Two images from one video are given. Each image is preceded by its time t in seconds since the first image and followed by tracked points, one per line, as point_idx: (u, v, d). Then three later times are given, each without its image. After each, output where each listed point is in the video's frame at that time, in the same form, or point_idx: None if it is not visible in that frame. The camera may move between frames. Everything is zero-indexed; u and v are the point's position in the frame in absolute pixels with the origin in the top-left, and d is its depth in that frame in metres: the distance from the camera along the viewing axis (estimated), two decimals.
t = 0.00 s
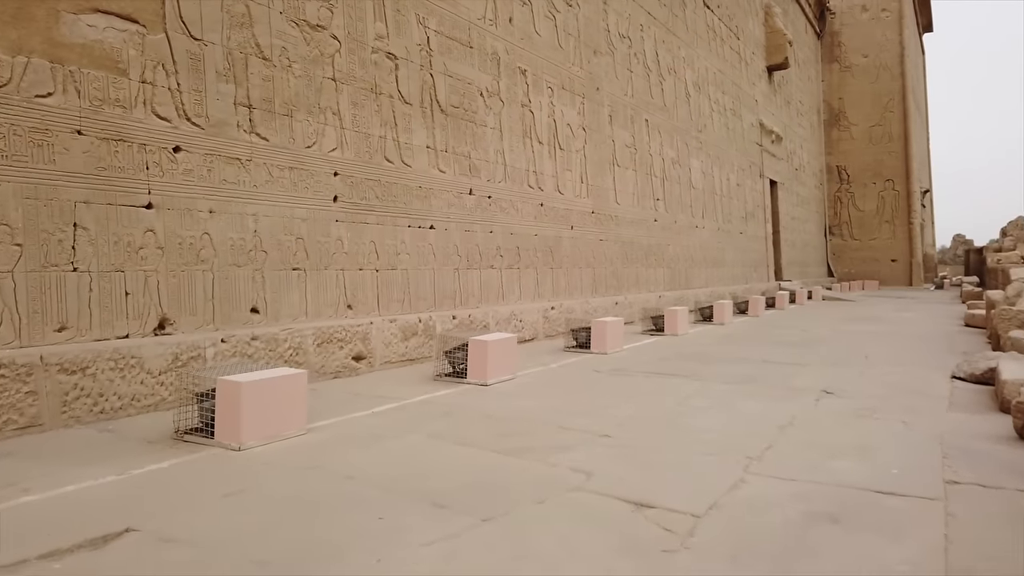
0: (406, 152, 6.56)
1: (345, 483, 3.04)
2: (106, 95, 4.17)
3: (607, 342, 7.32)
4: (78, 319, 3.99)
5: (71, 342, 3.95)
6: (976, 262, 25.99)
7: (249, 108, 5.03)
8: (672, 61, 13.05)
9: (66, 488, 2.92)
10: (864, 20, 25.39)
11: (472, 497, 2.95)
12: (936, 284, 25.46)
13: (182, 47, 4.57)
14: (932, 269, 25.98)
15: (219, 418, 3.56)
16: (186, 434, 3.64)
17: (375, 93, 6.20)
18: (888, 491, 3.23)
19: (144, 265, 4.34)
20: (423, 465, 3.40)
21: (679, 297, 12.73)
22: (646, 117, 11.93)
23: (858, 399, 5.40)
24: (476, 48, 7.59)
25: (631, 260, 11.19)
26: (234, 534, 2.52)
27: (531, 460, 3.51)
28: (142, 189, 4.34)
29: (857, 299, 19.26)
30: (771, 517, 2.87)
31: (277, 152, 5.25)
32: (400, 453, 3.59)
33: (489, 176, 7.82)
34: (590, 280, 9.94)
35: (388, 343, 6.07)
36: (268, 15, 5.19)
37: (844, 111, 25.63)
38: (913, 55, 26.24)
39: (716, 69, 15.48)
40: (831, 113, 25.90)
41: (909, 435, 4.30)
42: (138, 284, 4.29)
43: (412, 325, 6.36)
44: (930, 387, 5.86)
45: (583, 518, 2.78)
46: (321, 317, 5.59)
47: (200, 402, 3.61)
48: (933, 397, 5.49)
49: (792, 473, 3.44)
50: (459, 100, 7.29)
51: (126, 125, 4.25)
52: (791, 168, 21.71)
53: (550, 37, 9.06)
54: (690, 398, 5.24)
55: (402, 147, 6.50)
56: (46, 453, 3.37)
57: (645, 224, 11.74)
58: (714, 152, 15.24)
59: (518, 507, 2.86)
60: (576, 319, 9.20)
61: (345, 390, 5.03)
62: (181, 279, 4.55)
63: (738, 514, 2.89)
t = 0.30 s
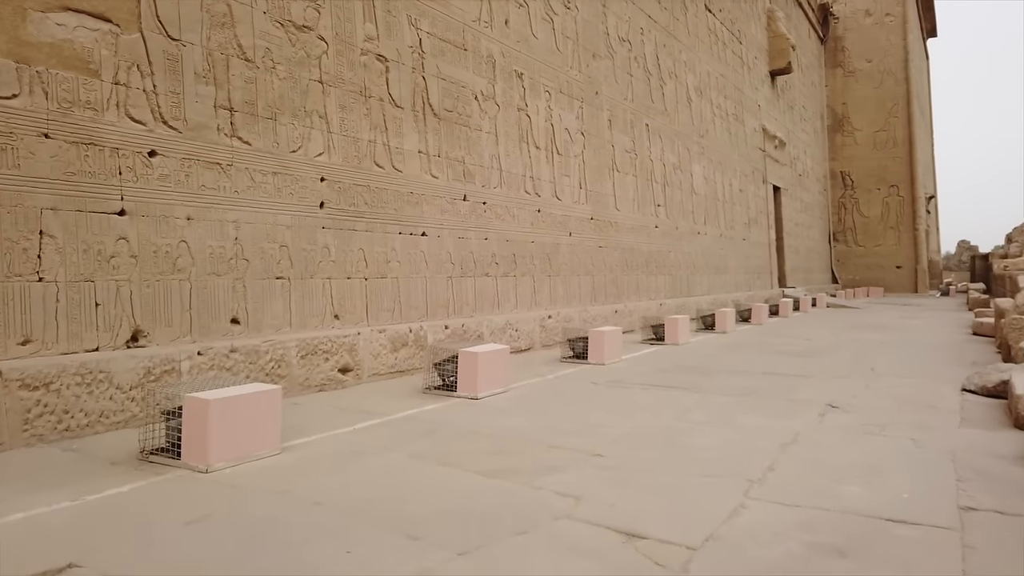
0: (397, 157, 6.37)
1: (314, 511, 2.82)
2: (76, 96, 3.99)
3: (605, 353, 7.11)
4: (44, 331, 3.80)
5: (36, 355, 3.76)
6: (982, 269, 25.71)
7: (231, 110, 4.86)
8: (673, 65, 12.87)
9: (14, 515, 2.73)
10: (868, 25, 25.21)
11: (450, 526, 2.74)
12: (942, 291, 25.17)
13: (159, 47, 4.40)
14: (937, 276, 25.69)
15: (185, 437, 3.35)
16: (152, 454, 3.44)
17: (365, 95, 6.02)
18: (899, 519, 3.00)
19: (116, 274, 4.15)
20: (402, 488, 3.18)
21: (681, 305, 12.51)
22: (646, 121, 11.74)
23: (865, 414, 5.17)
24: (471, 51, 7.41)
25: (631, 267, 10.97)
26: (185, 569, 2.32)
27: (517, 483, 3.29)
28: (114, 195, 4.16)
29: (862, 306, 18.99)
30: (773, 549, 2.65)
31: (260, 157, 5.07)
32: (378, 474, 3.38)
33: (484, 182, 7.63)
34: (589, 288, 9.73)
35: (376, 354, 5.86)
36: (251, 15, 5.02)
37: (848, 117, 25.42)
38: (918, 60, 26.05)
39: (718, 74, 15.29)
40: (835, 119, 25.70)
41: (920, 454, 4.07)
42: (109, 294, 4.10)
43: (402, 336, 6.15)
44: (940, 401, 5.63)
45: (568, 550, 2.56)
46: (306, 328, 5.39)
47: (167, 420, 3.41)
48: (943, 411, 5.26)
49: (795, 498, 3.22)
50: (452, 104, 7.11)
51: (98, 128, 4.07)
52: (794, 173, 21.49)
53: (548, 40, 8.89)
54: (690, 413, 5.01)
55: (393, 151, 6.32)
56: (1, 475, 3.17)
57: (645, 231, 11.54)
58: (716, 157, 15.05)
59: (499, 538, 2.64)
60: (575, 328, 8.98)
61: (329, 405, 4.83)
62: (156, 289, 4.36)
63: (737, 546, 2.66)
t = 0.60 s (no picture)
0: (385, 167, 6.19)
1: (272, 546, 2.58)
2: (40, 102, 3.82)
3: (601, 369, 6.87)
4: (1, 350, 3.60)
5: None
6: (986, 282, 25.44)
7: (208, 119, 4.68)
8: (671, 76, 12.73)
9: None
10: (868, 37, 25.15)
11: (418, 564, 2.50)
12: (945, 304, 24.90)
13: (131, 52, 4.23)
14: (941, 289, 25.42)
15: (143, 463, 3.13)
16: (109, 482, 3.22)
17: (351, 104, 5.85)
18: (910, 555, 2.76)
19: (81, 288, 3.95)
20: (372, 519, 2.94)
21: (681, 319, 12.27)
22: (645, 133, 11.57)
23: (871, 434, 4.92)
24: (463, 60, 7.25)
25: (630, 280, 10.76)
26: None
27: (498, 513, 3.05)
28: (80, 206, 3.97)
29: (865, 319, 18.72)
30: None
31: (240, 166, 4.88)
32: (349, 503, 3.14)
33: (476, 194, 7.44)
34: (587, 302, 9.51)
35: (362, 372, 5.63)
36: (231, 20, 4.87)
37: (849, 129, 25.29)
38: (918, 73, 25.97)
39: (717, 85, 15.16)
40: (836, 131, 25.56)
41: (931, 480, 3.82)
42: (73, 310, 3.90)
43: (389, 352, 5.92)
44: (949, 421, 5.37)
45: None
46: (287, 344, 5.17)
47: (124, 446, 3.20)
48: (953, 431, 5.01)
49: (798, 531, 2.98)
50: (444, 114, 6.94)
51: (63, 136, 3.90)
52: (796, 186, 21.33)
53: (543, 50, 8.74)
54: (687, 434, 4.77)
55: (381, 162, 6.14)
56: None
57: (644, 243, 11.33)
58: (716, 169, 14.88)
59: None
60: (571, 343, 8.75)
61: (307, 426, 4.60)
62: (125, 304, 4.15)
63: None
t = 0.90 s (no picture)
0: (376, 178, 6.02)
1: None
2: (6, 110, 3.67)
3: (598, 386, 6.65)
4: None
5: None
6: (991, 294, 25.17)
7: (188, 128, 4.53)
8: (672, 87, 12.59)
9: None
10: (870, 49, 25.06)
11: None
12: (951, 316, 24.62)
13: (106, 59, 4.09)
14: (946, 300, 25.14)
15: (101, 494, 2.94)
16: (66, 513, 3.03)
17: (340, 113, 5.69)
18: None
19: (49, 305, 3.77)
20: (344, 554, 2.73)
21: (683, 332, 12.04)
22: (645, 143, 11.41)
23: (880, 456, 4.69)
24: (457, 68, 7.09)
25: (630, 293, 10.55)
26: None
27: (479, 548, 2.83)
28: (49, 218, 3.81)
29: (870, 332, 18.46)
30: None
31: (222, 177, 4.71)
32: (321, 536, 2.93)
33: (471, 205, 7.26)
34: (585, 315, 9.30)
35: (350, 389, 5.42)
36: (214, 26, 4.73)
37: (852, 140, 25.14)
38: (921, 84, 25.86)
39: (719, 96, 15.02)
40: (839, 142, 25.42)
41: (945, 508, 3.59)
42: (40, 328, 3.72)
43: (379, 369, 5.71)
44: (960, 441, 5.13)
45: None
46: (271, 362, 4.97)
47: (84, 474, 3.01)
48: (966, 453, 4.77)
49: (803, 568, 2.76)
50: (437, 124, 6.77)
51: (31, 146, 3.75)
52: (798, 197, 21.14)
53: (541, 59, 8.58)
54: (687, 456, 4.55)
55: (372, 173, 5.97)
56: None
57: (644, 255, 11.14)
58: (718, 180, 14.70)
59: None
60: (569, 358, 8.53)
61: (289, 448, 4.39)
62: (96, 321, 3.98)
63: None
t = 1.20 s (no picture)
0: (367, 183, 5.81)
1: None
2: None
3: (598, 399, 6.39)
4: None
5: None
6: (998, 304, 24.84)
7: (166, 129, 4.33)
8: (674, 93, 12.40)
9: None
10: (874, 57, 24.90)
11: None
12: (957, 326, 24.29)
13: (78, 56, 3.91)
14: (953, 310, 24.82)
15: (53, 520, 2.71)
16: (16, 541, 2.81)
17: (329, 115, 5.49)
18: None
19: (12, 315, 3.55)
20: None
21: (686, 342, 11.78)
22: (647, 150, 11.20)
23: (895, 475, 4.43)
24: (453, 71, 6.90)
25: (631, 302, 10.30)
26: None
27: None
28: (14, 223, 3.61)
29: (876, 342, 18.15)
30: None
31: (202, 181, 4.51)
32: (291, 565, 2.69)
33: (467, 212, 7.04)
34: (586, 325, 9.05)
35: (337, 403, 5.18)
36: (195, 24, 4.55)
37: (856, 148, 24.93)
38: (926, 92, 25.65)
39: (722, 103, 14.83)
40: (843, 151, 25.20)
41: (968, 533, 3.33)
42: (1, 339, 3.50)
43: (368, 381, 5.47)
44: (979, 458, 4.86)
45: None
46: (253, 374, 4.73)
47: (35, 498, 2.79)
48: (985, 471, 4.51)
49: None
50: (432, 127, 6.57)
51: None
52: (803, 206, 20.90)
53: (540, 63, 8.39)
54: (691, 475, 4.29)
55: (363, 178, 5.76)
56: None
57: (646, 264, 10.90)
58: (721, 188, 14.48)
59: None
60: (569, 369, 8.28)
61: (269, 467, 4.14)
62: (64, 332, 3.76)
63: None
